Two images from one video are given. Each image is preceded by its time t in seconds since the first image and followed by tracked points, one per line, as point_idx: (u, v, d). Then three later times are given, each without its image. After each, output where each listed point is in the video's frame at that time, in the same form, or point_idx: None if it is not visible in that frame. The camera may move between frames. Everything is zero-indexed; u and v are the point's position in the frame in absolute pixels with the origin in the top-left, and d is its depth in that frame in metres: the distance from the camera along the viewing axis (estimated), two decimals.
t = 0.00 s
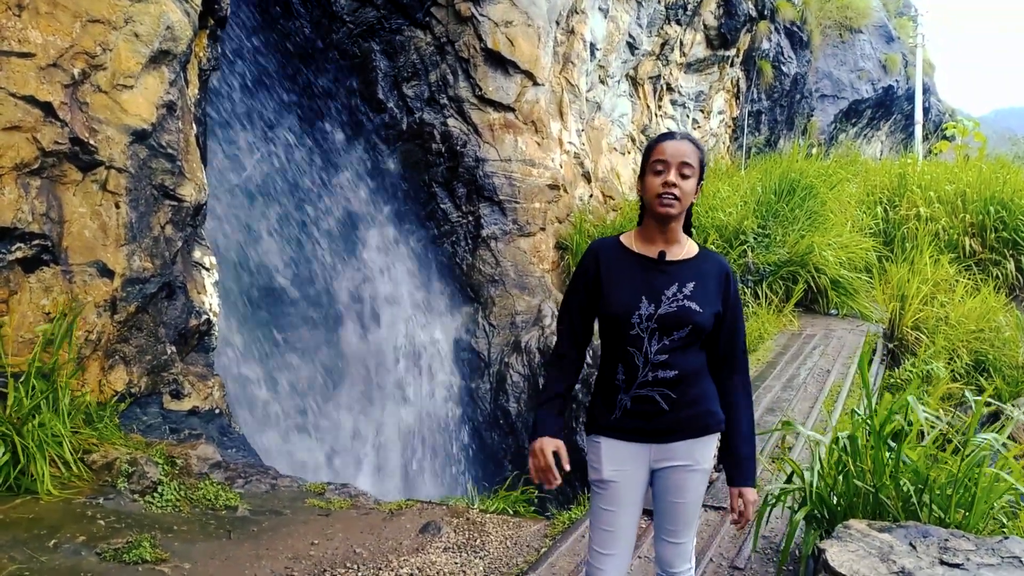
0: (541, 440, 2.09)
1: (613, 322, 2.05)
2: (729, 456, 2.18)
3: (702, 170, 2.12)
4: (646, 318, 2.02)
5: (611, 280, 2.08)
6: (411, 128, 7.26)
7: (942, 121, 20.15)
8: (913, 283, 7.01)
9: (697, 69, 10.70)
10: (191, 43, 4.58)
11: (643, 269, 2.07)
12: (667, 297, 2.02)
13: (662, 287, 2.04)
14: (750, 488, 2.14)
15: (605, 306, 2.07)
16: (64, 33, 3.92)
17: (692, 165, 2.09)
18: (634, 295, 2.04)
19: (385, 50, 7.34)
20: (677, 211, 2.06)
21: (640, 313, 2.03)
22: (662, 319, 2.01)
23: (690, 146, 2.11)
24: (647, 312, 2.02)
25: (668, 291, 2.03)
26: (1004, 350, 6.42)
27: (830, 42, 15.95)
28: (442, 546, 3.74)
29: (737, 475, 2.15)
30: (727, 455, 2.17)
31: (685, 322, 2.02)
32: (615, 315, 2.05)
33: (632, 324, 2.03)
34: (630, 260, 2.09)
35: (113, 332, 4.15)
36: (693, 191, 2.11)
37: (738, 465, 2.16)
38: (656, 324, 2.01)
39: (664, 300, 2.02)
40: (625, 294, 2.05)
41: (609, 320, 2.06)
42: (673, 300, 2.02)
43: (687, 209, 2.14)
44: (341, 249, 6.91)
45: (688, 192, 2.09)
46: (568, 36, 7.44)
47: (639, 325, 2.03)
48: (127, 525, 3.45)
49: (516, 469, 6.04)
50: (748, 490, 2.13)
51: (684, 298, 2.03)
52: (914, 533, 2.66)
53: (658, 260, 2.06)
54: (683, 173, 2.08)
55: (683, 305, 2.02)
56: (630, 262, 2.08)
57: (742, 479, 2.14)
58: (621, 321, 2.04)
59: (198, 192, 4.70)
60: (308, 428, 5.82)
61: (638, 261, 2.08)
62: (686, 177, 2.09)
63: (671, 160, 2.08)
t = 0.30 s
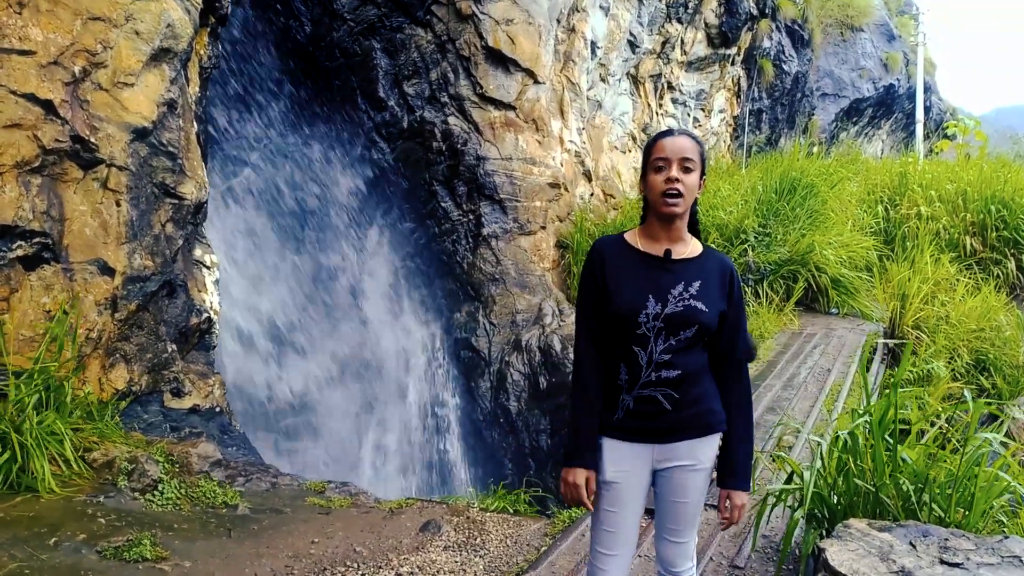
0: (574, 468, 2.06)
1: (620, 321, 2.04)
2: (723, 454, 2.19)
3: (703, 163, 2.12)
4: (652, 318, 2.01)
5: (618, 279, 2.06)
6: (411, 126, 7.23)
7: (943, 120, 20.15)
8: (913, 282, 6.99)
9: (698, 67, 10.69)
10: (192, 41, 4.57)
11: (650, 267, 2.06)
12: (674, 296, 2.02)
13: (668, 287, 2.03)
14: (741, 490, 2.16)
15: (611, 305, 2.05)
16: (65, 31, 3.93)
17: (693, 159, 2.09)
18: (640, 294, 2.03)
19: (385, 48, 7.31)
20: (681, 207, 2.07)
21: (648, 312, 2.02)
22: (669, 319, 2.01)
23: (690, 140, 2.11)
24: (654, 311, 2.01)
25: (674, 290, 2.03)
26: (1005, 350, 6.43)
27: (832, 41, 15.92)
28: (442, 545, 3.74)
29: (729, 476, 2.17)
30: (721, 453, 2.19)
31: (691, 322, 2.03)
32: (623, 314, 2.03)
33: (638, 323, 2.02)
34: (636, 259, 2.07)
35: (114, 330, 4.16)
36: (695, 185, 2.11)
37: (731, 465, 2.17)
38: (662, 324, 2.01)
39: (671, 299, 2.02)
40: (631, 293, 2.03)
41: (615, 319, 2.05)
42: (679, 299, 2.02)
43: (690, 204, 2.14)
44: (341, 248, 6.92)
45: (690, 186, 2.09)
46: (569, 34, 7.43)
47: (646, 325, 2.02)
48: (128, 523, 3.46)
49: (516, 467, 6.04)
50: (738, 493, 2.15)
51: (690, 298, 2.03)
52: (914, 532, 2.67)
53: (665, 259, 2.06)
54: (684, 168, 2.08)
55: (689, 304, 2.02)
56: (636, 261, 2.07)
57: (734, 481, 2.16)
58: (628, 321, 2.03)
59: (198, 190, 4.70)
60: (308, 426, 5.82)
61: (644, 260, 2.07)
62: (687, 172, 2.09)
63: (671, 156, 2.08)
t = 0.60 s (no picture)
0: (540, 460, 2.20)
1: (620, 319, 2.05)
2: (727, 451, 2.19)
3: (704, 160, 2.13)
4: (652, 315, 2.02)
5: (617, 276, 2.07)
6: (412, 124, 7.20)
7: (944, 118, 20.13)
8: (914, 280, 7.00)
9: (698, 65, 10.69)
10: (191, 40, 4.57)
11: (650, 264, 2.06)
12: (674, 292, 2.02)
13: (668, 283, 2.04)
14: (746, 486, 2.17)
15: (610, 303, 2.06)
16: (64, 30, 3.92)
17: (695, 156, 2.09)
18: (640, 291, 2.03)
19: (385, 46, 7.30)
20: (680, 203, 2.07)
21: (647, 308, 2.02)
22: (669, 316, 2.01)
23: (693, 137, 2.11)
24: (653, 308, 2.02)
25: (674, 286, 2.03)
26: (1005, 347, 6.45)
27: (832, 38, 15.90)
28: (443, 543, 3.74)
29: (733, 473, 2.17)
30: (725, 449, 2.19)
31: (691, 319, 2.02)
32: (623, 312, 2.04)
33: (639, 321, 2.03)
34: (636, 255, 2.08)
35: (114, 329, 4.16)
36: (696, 182, 2.11)
37: (735, 462, 2.17)
38: (662, 321, 2.01)
39: (671, 295, 2.02)
40: (631, 290, 2.04)
41: (615, 317, 2.05)
42: (679, 295, 2.02)
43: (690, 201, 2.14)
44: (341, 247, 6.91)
45: (690, 183, 2.09)
46: (569, 32, 7.42)
47: (646, 322, 2.02)
48: (129, 521, 3.46)
49: (517, 465, 6.05)
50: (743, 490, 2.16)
51: (690, 294, 2.03)
52: (915, 529, 2.66)
53: (665, 255, 2.06)
54: (685, 164, 2.08)
55: (689, 300, 2.02)
56: (636, 257, 2.08)
57: (740, 479, 2.16)
58: (628, 318, 2.03)
59: (199, 189, 4.70)
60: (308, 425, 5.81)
61: (644, 256, 2.07)
62: (688, 168, 2.09)
63: (672, 152, 2.08)
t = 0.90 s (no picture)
0: (558, 459, 2.18)
1: (616, 316, 2.05)
2: (727, 451, 2.18)
3: (704, 163, 2.12)
4: (647, 313, 2.02)
5: (614, 274, 2.07)
6: (413, 123, 7.19)
7: (945, 117, 20.11)
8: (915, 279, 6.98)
9: (700, 63, 10.67)
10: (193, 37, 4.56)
11: (648, 262, 2.06)
12: (670, 291, 2.02)
13: (664, 281, 2.03)
14: (745, 488, 2.16)
15: (607, 301, 2.07)
16: (66, 27, 3.92)
17: (695, 158, 2.09)
18: (635, 289, 2.04)
19: (386, 44, 7.32)
20: (675, 204, 2.06)
21: (642, 306, 2.02)
22: (664, 314, 2.01)
23: (694, 139, 2.11)
24: (648, 306, 2.02)
25: (670, 285, 2.03)
26: (1006, 347, 6.44)
27: (834, 37, 15.88)
28: (443, 541, 3.74)
29: (732, 474, 2.16)
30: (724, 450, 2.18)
31: (687, 317, 2.02)
32: (618, 309, 2.04)
33: (634, 319, 2.03)
34: (634, 254, 2.08)
35: (115, 326, 4.16)
36: (694, 184, 2.10)
37: (734, 463, 2.17)
38: (657, 319, 2.01)
39: (667, 293, 2.02)
40: (627, 288, 2.05)
41: (611, 315, 2.06)
42: (675, 293, 2.02)
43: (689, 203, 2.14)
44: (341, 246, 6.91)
45: (689, 185, 2.09)
46: (571, 31, 7.41)
47: (641, 320, 2.02)
48: (130, 519, 3.46)
49: (518, 464, 6.06)
50: (742, 492, 2.15)
51: (686, 293, 2.02)
52: (916, 529, 2.66)
53: (662, 254, 2.06)
54: (684, 166, 2.08)
55: (685, 298, 2.02)
56: (633, 256, 2.08)
57: (740, 481, 2.15)
58: (624, 315, 2.04)
59: (200, 187, 4.70)
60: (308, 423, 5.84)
61: (642, 254, 2.08)
62: (686, 170, 2.09)
63: (671, 154, 2.09)
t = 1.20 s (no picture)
0: (526, 443, 2.23)
1: (614, 311, 2.07)
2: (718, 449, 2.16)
3: (702, 159, 2.10)
4: (643, 308, 2.03)
5: (613, 269, 2.09)
6: (414, 119, 7.23)
7: (948, 112, 20.03)
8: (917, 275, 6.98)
9: (701, 59, 10.65)
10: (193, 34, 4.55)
11: (646, 258, 2.07)
12: (667, 287, 2.02)
13: (662, 277, 2.03)
14: (735, 487, 2.12)
15: (605, 296, 2.09)
16: (66, 24, 3.91)
17: (692, 155, 2.07)
18: (633, 285, 2.05)
19: (388, 40, 7.34)
20: (676, 202, 2.05)
21: (639, 302, 2.04)
22: (660, 310, 2.02)
23: (689, 135, 2.09)
24: (645, 302, 2.03)
25: (667, 281, 2.03)
26: (1009, 342, 6.40)
27: (836, 33, 15.84)
28: (445, 538, 3.74)
29: (723, 472, 2.13)
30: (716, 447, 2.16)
31: (683, 314, 2.01)
32: (615, 304, 2.06)
33: (630, 314, 2.04)
34: (634, 250, 2.09)
35: (117, 324, 4.16)
36: (694, 180, 2.09)
37: (726, 461, 2.14)
38: (653, 315, 2.02)
39: (664, 289, 2.02)
40: (625, 284, 2.06)
41: (609, 310, 2.08)
42: (673, 290, 2.02)
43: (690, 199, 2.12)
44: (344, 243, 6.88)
45: (688, 182, 2.07)
46: (572, 27, 7.38)
47: (637, 315, 2.04)
48: (132, 516, 3.46)
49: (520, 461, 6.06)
50: (732, 491, 2.12)
51: (683, 289, 2.02)
52: (917, 525, 2.65)
53: (662, 250, 2.06)
54: (682, 164, 2.07)
55: (682, 295, 2.01)
56: (632, 252, 2.09)
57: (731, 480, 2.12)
58: (620, 310, 2.06)
59: (201, 184, 4.69)
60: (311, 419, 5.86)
61: (641, 251, 2.08)
62: (685, 167, 2.07)
63: (668, 151, 2.07)
